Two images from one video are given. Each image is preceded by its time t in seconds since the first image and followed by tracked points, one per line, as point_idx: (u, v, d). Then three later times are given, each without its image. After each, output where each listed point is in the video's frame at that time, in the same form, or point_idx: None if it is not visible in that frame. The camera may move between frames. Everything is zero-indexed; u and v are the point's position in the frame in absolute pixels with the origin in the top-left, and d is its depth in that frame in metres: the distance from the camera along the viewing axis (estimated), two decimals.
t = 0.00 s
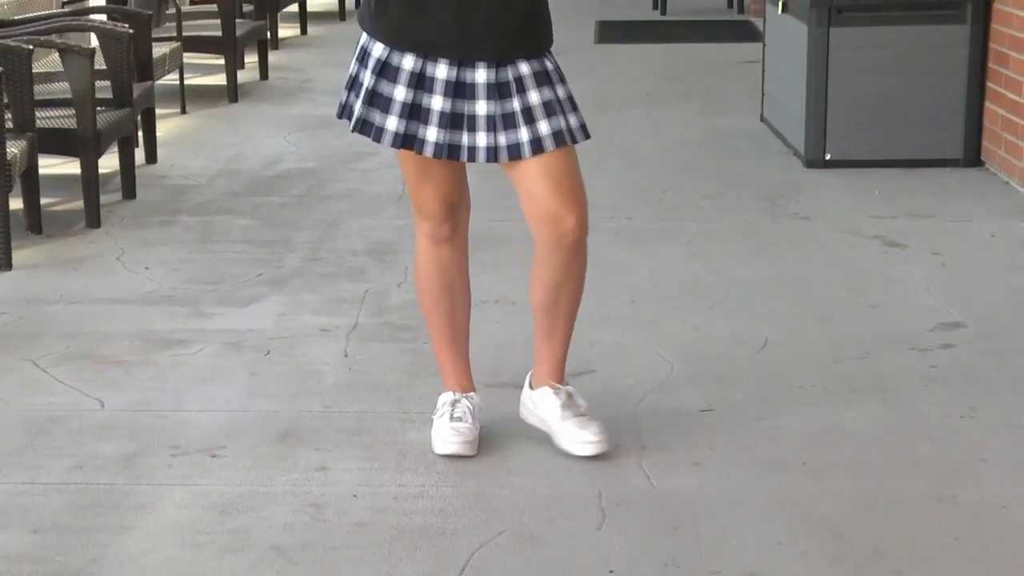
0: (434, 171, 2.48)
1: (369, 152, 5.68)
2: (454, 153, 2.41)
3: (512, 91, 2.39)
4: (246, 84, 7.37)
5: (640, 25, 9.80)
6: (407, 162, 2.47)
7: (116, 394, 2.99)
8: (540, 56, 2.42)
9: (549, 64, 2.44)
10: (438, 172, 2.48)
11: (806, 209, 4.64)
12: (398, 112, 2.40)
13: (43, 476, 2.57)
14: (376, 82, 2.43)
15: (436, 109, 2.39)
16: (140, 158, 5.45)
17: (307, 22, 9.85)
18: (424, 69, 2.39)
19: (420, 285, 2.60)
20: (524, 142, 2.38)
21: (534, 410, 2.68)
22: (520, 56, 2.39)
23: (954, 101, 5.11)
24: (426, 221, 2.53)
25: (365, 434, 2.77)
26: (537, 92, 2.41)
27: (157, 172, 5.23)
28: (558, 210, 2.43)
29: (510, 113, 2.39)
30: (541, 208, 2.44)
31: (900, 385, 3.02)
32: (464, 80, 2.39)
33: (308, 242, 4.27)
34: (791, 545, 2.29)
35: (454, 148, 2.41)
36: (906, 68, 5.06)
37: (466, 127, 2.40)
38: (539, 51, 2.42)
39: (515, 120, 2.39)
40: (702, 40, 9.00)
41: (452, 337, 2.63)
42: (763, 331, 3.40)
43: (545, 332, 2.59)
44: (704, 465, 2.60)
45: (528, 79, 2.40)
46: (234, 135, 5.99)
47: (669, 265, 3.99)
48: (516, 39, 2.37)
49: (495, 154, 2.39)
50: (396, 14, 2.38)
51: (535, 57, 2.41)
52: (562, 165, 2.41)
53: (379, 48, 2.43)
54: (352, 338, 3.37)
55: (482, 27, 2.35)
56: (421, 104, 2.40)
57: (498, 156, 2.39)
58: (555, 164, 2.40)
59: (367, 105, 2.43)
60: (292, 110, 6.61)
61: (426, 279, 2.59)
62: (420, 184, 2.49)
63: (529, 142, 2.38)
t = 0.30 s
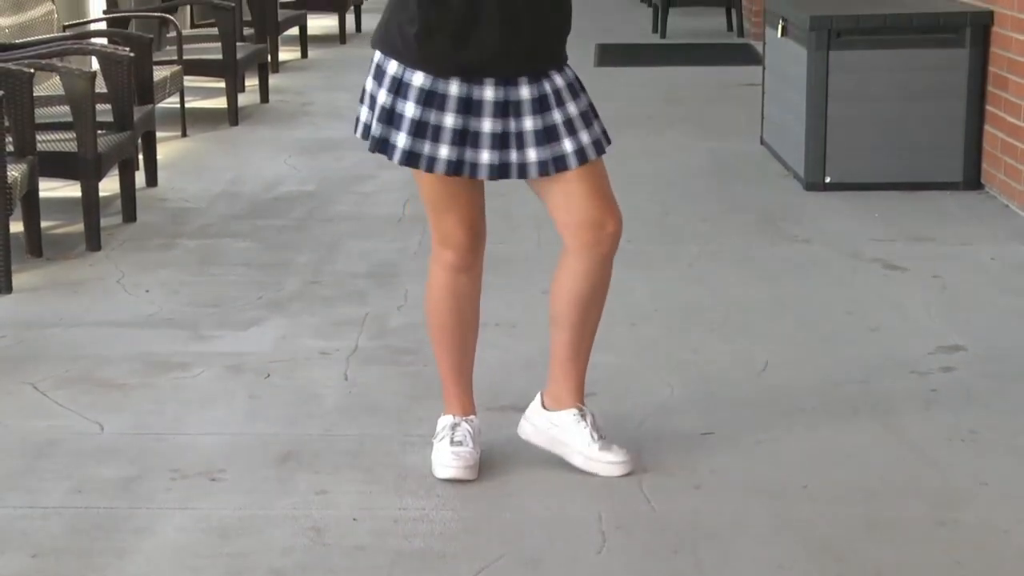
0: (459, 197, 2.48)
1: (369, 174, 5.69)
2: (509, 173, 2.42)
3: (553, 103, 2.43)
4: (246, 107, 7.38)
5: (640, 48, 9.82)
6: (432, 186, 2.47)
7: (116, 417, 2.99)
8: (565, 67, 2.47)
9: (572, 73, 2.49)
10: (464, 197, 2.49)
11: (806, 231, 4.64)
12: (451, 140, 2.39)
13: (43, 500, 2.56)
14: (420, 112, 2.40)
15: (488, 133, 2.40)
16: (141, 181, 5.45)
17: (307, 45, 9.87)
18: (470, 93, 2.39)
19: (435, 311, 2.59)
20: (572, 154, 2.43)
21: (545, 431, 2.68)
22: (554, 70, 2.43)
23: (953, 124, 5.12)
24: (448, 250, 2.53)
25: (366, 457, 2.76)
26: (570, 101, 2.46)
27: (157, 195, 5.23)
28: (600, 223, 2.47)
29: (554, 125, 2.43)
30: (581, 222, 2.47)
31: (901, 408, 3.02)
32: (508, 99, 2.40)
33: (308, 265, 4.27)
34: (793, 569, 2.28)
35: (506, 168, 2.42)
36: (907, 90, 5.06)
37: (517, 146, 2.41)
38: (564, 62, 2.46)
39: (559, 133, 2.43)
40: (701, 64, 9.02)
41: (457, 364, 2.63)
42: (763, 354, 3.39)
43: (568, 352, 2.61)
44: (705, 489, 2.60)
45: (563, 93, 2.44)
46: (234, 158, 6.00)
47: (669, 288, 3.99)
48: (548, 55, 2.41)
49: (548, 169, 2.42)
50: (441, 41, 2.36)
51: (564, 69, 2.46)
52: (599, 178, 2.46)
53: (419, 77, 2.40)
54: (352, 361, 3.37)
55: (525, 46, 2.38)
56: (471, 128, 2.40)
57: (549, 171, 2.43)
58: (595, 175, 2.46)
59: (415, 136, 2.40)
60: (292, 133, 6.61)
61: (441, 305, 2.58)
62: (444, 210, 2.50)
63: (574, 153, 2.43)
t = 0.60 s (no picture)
0: (479, 227, 2.47)
1: (370, 205, 5.70)
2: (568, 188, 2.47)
3: (575, 115, 2.50)
4: (246, 137, 7.39)
5: (640, 79, 9.85)
6: (458, 209, 2.45)
7: (115, 448, 2.99)
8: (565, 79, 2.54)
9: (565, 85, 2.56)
10: (490, 224, 2.48)
11: (807, 262, 4.65)
12: (516, 164, 2.41)
13: (41, 532, 2.56)
14: (484, 141, 2.40)
15: (544, 152, 2.43)
16: (142, 212, 5.46)
17: (307, 76, 9.89)
18: (522, 115, 2.42)
19: (444, 342, 2.56)
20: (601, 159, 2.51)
21: (554, 450, 2.69)
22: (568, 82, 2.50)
23: (953, 156, 5.12)
24: (471, 279, 2.50)
25: (366, 488, 2.76)
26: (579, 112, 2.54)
27: (158, 226, 5.24)
28: (613, 235, 2.52)
29: (580, 136, 2.50)
30: (595, 235, 2.51)
31: (902, 439, 3.02)
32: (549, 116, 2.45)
33: (309, 296, 4.27)
34: None
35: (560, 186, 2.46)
36: (905, 121, 5.07)
37: (568, 161, 2.46)
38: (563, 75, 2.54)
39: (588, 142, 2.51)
40: (701, 94, 9.04)
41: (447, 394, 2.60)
42: (764, 385, 3.39)
43: (578, 369, 2.63)
44: (705, 520, 2.59)
45: (577, 105, 2.52)
46: (235, 189, 6.01)
47: (670, 318, 3.99)
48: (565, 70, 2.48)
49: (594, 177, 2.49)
50: (497, 65, 2.37)
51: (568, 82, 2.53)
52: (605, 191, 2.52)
53: (474, 105, 2.39)
54: (353, 392, 3.36)
55: (552, 59, 2.44)
56: (528, 149, 2.43)
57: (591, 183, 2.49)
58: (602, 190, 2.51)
59: (484, 166, 2.40)
60: (292, 164, 6.63)
61: (449, 335, 2.55)
62: (471, 238, 2.47)
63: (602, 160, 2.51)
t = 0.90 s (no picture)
0: (475, 261, 2.47)
1: (370, 238, 5.71)
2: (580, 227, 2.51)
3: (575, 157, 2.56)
4: (247, 171, 7.41)
5: (640, 113, 9.88)
6: (459, 243, 2.46)
7: (115, 482, 2.99)
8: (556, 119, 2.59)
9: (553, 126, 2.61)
10: (487, 261, 2.49)
11: (806, 295, 4.66)
12: (535, 205, 2.45)
13: (41, 566, 2.55)
14: (506, 182, 2.43)
15: (559, 193, 2.48)
16: (142, 245, 5.47)
17: (308, 110, 9.92)
18: (537, 156, 2.46)
19: (435, 379, 2.55)
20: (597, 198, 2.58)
21: (557, 483, 2.67)
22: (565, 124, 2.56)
23: (953, 189, 5.14)
24: (464, 316, 2.51)
25: (366, 522, 2.76)
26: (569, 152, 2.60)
27: (159, 259, 5.25)
28: (619, 274, 2.56)
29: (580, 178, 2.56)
30: (603, 272, 2.54)
31: (903, 473, 3.02)
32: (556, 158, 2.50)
33: (309, 329, 4.27)
34: None
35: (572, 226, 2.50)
36: (904, 154, 5.09)
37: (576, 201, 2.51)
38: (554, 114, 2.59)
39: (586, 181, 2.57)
40: (702, 128, 9.06)
41: (441, 431, 2.59)
42: (764, 418, 3.39)
43: (582, 403, 2.63)
44: (706, 554, 2.59)
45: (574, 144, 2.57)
46: (235, 222, 6.02)
47: (670, 351, 3.99)
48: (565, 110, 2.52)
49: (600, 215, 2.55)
50: (520, 105, 2.41)
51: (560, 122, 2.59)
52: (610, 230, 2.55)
53: (496, 146, 2.42)
54: (353, 425, 3.36)
55: (559, 102, 2.49)
56: (543, 191, 2.47)
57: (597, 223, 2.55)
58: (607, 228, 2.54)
59: (506, 207, 2.43)
60: (293, 197, 6.64)
61: (440, 373, 2.54)
62: (467, 275, 2.48)
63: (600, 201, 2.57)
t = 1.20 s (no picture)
0: (468, 300, 2.47)
1: (371, 277, 5.71)
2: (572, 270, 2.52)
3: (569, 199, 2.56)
4: (248, 210, 7.42)
5: (640, 152, 9.91)
6: (447, 282, 2.46)
7: (115, 522, 2.98)
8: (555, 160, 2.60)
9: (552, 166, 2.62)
10: (478, 300, 2.49)
11: (807, 334, 4.65)
12: (519, 247, 2.46)
13: None
14: (491, 224, 2.44)
15: (546, 236, 2.49)
16: (143, 284, 5.47)
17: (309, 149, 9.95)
18: (526, 198, 2.47)
19: (428, 419, 2.55)
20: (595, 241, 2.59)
21: (557, 521, 2.67)
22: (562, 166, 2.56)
23: (953, 228, 5.14)
24: (454, 355, 2.51)
25: (366, 562, 2.75)
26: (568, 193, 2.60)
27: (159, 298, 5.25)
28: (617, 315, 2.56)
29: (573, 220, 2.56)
30: (602, 311, 2.54)
31: (904, 512, 3.01)
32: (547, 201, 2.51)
33: (310, 368, 4.27)
34: None
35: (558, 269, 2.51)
36: (904, 193, 5.10)
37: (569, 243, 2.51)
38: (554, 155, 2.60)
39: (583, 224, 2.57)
40: (702, 167, 9.09)
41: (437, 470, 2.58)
42: (765, 458, 3.39)
43: (583, 442, 2.62)
44: None
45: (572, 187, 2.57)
46: (236, 261, 6.03)
47: (671, 390, 3.99)
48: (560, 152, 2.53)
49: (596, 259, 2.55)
50: (510, 147, 2.42)
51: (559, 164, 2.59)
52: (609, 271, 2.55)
53: (483, 187, 2.43)
54: (354, 464, 3.36)
55: (553, 145, 2.50)
56: (529, 233, 2.48)
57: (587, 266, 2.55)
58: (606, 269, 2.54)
59: (489, 248, 2.44)
60: (294, 236, 6.66)
61: (433, 413, 2.54)
62: (456, 313, 2.48)
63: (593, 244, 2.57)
